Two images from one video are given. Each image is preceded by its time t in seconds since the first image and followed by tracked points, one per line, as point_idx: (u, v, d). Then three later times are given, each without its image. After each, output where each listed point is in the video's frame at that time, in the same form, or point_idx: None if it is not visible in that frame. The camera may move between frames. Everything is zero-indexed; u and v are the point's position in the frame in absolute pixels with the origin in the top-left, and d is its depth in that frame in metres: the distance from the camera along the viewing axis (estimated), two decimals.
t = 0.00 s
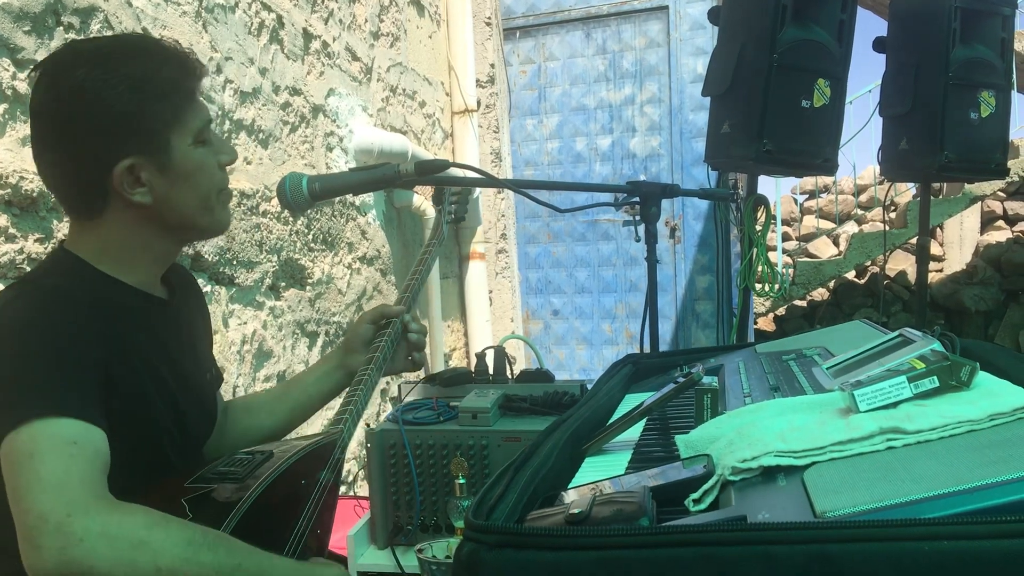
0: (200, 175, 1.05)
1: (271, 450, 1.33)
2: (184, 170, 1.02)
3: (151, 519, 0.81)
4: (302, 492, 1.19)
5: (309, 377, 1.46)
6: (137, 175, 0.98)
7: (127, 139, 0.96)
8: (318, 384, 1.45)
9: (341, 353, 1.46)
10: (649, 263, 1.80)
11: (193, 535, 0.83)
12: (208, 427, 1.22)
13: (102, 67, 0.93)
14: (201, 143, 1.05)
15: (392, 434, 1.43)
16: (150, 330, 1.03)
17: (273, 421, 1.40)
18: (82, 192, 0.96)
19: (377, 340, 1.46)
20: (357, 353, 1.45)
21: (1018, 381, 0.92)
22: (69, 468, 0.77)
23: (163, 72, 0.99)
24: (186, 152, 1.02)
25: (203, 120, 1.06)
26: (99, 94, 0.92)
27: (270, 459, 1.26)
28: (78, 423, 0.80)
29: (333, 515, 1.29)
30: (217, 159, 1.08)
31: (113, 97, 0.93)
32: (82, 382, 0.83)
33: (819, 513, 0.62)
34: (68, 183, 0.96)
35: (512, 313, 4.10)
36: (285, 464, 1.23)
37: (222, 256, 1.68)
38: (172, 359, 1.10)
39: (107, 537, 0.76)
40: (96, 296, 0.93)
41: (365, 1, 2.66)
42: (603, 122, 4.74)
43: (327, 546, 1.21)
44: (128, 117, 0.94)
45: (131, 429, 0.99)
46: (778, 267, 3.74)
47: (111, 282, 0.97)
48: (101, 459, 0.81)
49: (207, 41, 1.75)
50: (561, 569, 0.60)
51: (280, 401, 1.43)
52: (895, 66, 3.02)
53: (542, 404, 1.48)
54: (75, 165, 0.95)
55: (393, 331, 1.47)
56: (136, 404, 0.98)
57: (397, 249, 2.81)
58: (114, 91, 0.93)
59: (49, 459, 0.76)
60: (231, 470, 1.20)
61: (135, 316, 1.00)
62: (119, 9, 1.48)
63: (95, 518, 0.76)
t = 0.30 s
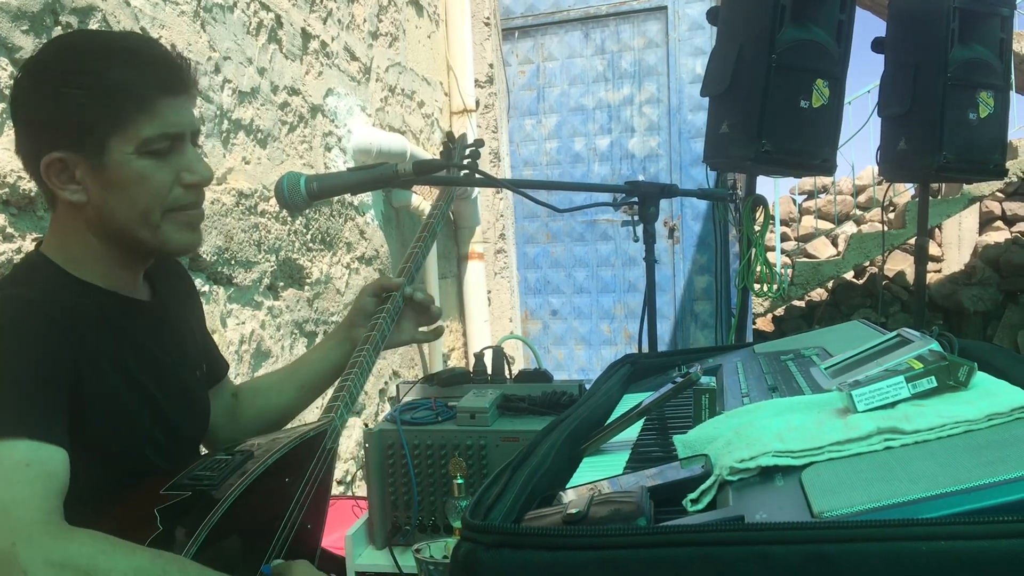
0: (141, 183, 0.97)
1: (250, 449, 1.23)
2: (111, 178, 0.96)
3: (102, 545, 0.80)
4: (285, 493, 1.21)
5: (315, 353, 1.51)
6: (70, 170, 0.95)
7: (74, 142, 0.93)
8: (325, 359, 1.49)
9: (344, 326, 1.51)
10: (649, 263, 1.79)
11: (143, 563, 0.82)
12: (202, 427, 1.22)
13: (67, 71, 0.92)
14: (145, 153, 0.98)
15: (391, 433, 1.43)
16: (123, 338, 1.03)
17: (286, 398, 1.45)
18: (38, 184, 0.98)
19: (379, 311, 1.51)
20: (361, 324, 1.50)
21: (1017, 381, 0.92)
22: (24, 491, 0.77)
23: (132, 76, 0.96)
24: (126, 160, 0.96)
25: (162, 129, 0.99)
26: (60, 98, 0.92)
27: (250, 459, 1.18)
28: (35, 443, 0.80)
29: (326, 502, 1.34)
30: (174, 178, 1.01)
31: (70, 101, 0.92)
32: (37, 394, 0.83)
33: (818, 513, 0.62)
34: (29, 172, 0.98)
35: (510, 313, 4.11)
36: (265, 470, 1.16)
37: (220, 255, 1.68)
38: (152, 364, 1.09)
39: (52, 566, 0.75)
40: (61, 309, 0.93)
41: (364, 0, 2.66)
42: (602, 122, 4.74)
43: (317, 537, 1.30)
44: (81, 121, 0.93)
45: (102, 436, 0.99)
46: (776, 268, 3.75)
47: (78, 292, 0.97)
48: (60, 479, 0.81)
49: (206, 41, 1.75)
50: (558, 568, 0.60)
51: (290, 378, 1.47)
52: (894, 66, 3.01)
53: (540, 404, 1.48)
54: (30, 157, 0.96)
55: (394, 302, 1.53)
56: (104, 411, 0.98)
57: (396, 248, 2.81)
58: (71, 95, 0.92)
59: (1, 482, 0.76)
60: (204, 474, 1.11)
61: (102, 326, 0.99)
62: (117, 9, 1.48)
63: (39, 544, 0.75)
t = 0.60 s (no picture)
0: (114, 184, 0.95)
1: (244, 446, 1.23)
2: (89, 174, 0.95)
3: (105, 544, 0.78)
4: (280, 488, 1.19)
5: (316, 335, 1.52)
6: (58, 162, 0.95)
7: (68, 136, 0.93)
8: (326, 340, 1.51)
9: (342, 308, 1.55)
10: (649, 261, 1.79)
11: (146, 566, 0.79)
12: (200, 424, 1.22)
13: (68, 70, 0.93)
14: (123, 152, 0.96)
15: (390, 431, 1.43)
16: (118, 332, 1.03)
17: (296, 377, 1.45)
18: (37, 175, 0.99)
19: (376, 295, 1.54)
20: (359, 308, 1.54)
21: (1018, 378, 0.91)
22: (25, 483, 0.76)
23: (129, 76, 0.95)
24: (103, 157, 0.94)
25: (144, 131, 0.96)
26: (57, 94, 0.92)
27: (242, 458, 1.18)
28: (37, 437, 0.80)
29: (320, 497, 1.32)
30: (153, 184, 0.98)
31: (66, 97, 0.92)
32: (35, 389, 0.82)
33: (817, 509, 0.62)
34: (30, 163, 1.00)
35: (510, 311, 4.11)
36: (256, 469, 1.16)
37: (220, 252, 1.67)
38: (149, 361, 1.09)
39: (56, 562, 0.73)
40: (59, 302, 0.93)
41: None
42: (602, 119, 4.74)
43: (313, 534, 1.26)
44: (75, 116, 0.93)
45: (98, 431, 0.99)
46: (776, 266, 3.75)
47: (74, 288, 0.97)
48: (58, 474, 0.80)
49: (205, 38, 1.74)
50: (556, 564, 0.60)
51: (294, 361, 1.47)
52: (895, 64, 3.01)
53: (540, 402, 1.48)
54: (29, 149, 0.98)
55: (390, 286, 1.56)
56: (99, 407, 0.98)
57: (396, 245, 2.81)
58: (68, 91, 0.92)
59: (4, 474, 0.75)
60: (197, 473, 1.10)
61: (97, 316, 0.99)
62: (116, 5, 1.48)
63: (42, 539, 0.73)
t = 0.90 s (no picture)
0: (135, 180, 0.95)
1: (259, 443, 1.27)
2: (112, 168, 0.95)
3: (136, 520, 0.78)
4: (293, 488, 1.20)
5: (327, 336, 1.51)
6: (85, 153, 0.96)
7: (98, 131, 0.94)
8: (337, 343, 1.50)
9: (356, 310, 1.51)
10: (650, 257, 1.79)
11: (177, 543, 0.79)
12: (208, 422, 1.22)
13: (103, 67, 0.93)
14: (147, 148, 0.95)
15: (391, 427, 1.43)
16: (136, 324, 1.04)
17: (305, 378, 1.46)
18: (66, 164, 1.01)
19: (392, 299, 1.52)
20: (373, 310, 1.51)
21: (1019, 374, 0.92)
22: (59, 454, 0.77)
23: (157, 75, 0.95)
24: (127, 153, 0.94)
25: (168, 130, 0.96)
26: (90, 87, 0.93)
27: (259, 453, 1.22)
28: (63, 413, 0.81)
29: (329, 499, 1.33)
30: (172, 182, 0.98)
31: (97, 90, 0.93)
32: (59, 377, 0.83)
33: (819, 504, 0.62)
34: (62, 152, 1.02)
35: (510, 307, 4.11)
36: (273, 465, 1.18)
37: (220, 248, 1.67)
38: (165, 355, 1.10)
39: (92, 532, 0.73)
40: (83, 294, 0.94)
41: None
42: (603, 116, 4.74)
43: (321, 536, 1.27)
44: (105, 110, 0.93)
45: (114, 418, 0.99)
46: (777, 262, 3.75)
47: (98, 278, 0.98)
48: (88, 450, 0.81)
49: (206, 33, 1.74)
50: (559, 558, 0.60)
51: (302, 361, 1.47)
52: (896, 60, 3.01)
53: (540, 398, 1.48)
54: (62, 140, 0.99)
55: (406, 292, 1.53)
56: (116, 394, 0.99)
57: (396, 241, 2.81)
58: (101, 86, 0.93)
59: (39, 446, 0.76)
60: (216, 464, 1.14)
61: (116, 304, 1.00)
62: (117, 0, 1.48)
63: (79, 509, 0.74)
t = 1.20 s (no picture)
0: (157, 168, 0.98)
1: (281, 441, 1.34)
2: (138, 158, 0.98)
3: (155, 481, 0.80)
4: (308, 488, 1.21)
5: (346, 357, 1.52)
6: (117, 145, 1.00)
7: (130, 124, 0.97)
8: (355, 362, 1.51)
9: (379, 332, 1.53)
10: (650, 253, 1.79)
11: (194, 504, 0.80)
12: (218, 421, 1.23)
13: (140, 65, 0.97)
14: (171, 139, 0.98)
15: (391, 424, 1.42)
16: (161, 315, 1.06)
17: (317, 390, 1.47)
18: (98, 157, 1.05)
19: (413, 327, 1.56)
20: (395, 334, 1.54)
21: (1018, 368, 0.92)
22: (79, 427, 0.78)
23: (188, 75, 0.99)
24: (153, 145, 0.97)
25: (194, 126, 0.99)
26: (125, 82, 0.97)
27: (280, 449, 1.27)
28: (85, 386, 0.81)
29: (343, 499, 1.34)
30: (192, 178, 1.00)
31: (131, 84, 0.96)
32: (92, 358, 0.84)
33: (819, 500, 0.62)
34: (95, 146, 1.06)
35: (510, 305, 4.11)
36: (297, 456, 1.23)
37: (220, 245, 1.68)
38: (186, 353, 1.12)
39: (111, 496, 0.75)
40: (106, 271, 0.95)
41: None
42: (603, 113, 4.73)
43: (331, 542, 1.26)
44: (137, 103, 0.97)
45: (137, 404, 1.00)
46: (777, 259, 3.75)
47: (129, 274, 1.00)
48: (108, 423, 0.82)
49: (206, 30, 1.75)
50: (558, 555, 0.60)
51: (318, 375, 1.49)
52: (896, 57, 3.00)
53: (541, 395, 1.48)
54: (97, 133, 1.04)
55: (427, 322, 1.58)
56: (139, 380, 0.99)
57: (396, 239, 2.81)
58: (135, 80, 0.97)
59: (61, 418, 0.77)
60: (241, 455, 1.21)
61: (143, 304, 1.01)
62: None
63: (98, 477, 0.76)
